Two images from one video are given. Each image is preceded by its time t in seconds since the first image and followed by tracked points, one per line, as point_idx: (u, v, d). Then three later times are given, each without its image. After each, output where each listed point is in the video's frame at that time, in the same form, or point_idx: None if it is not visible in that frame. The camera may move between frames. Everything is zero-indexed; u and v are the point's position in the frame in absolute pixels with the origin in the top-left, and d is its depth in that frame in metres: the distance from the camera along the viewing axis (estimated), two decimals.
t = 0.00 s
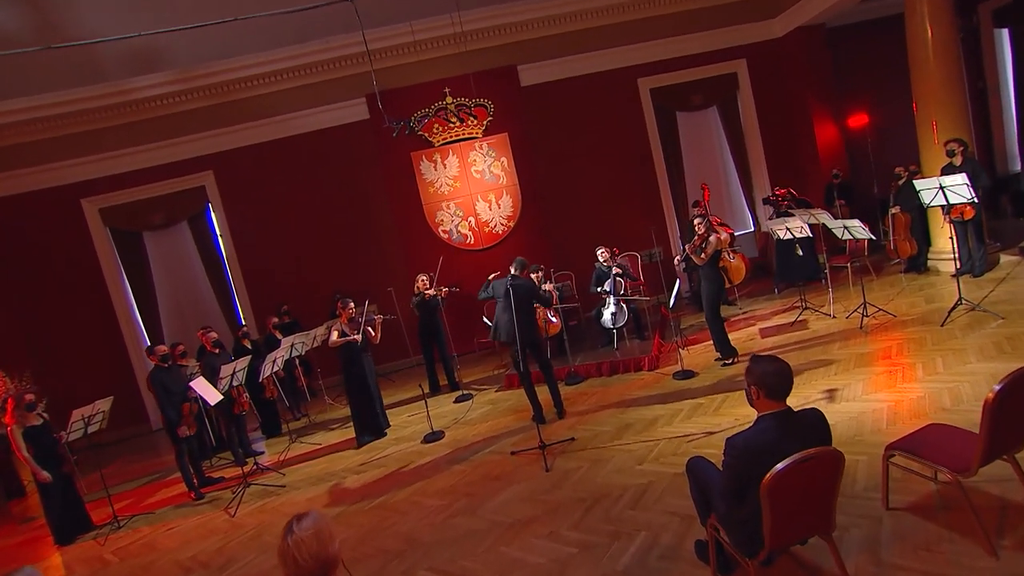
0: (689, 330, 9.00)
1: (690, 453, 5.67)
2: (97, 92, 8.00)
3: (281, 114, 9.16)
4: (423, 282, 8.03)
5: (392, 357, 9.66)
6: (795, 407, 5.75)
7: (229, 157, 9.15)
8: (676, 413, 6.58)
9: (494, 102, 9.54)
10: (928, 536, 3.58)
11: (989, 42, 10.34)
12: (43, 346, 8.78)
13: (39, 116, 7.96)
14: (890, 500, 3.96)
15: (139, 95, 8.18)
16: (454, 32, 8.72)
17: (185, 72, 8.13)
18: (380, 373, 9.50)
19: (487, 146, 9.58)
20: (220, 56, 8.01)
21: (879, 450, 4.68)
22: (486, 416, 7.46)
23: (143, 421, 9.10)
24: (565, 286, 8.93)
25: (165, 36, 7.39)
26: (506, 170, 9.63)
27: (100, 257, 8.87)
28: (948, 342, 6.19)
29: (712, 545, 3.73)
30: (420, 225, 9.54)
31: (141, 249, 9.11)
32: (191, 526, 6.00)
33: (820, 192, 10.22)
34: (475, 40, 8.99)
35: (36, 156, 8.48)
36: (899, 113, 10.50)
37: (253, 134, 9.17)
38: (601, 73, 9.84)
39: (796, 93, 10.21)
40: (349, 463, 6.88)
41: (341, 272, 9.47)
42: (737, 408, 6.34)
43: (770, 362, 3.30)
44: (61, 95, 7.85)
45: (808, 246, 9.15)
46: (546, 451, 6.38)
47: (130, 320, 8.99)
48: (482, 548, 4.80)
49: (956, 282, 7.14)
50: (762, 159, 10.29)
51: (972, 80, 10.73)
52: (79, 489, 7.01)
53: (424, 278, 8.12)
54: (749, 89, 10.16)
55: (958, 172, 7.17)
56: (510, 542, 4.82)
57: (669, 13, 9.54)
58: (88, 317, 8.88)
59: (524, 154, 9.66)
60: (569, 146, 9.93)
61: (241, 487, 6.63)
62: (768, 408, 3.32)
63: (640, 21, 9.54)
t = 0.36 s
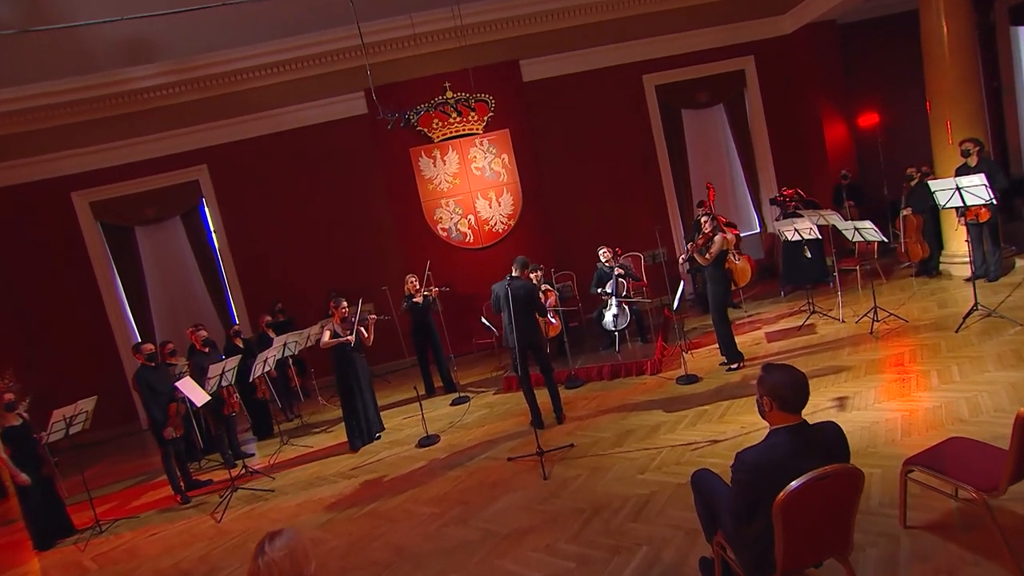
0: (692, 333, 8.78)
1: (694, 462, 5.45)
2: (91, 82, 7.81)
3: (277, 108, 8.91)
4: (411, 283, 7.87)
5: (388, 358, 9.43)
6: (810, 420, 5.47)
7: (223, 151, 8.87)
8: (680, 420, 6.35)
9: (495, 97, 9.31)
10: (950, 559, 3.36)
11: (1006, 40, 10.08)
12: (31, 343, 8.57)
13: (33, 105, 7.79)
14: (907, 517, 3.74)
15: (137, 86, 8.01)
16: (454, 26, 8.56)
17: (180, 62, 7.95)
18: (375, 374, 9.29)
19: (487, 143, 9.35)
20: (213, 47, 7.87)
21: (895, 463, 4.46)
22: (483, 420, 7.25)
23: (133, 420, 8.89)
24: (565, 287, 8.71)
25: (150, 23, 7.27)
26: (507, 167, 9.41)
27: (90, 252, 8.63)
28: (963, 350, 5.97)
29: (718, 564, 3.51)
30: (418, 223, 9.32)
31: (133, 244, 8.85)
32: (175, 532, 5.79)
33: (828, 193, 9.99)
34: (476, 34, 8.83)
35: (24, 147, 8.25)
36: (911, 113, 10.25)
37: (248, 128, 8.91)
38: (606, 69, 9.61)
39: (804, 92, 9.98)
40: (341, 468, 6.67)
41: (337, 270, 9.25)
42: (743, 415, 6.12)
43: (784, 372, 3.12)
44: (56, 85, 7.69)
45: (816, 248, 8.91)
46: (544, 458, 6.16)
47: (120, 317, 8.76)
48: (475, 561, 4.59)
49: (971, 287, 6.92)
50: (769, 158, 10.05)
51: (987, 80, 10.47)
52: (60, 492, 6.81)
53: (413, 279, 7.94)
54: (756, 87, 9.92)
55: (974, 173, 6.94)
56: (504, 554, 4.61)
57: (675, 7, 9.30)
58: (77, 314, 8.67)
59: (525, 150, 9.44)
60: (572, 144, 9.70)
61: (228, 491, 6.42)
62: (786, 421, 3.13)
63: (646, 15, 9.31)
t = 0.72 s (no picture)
0: (695, 336, 8.55)
1: (697, 472, 5.24)
2: (81, 71, 7.57)
3: (272, 100, 8.67)
4: (403, 282, 7.70)
5: (383, 358, 9.20)
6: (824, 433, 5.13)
7: (216, 143, 8.64)
8: (682, 427, 6.14)
9: (496, 91, 9.07)
10: None
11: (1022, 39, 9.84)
12: (16, 339, 8.35)
13: (20, 94, 7.53)
14: (925, 537, 3.52)
15: (119, 77, 7.71)
16: (455, 18, 8.34)
17: (168, 52, 7.68)
18: (369, 374, 9.07)
19: (487, 138, 9.13)
20: (206, 36, 7.81)
21: (910, 478, 4.24)
22: (478, 424, 7.04)
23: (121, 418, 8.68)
24: (565, 287, 8.45)
25: (146, 3, 7.59)
26: (507, 164, 9.19)
27: (78, 246, 8.40)
28: (978, 358, 5.75)
29: None
30: (415, 220, 9.09)
31: (123, 238, 8.60)
32: (156, 537, 5.59)
33: (836, 194, 9.75)
34: (478, 27, 8.61)
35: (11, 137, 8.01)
36: (923, 113, 10.02)
37: (242, 121, 8.67)
38: (610, 64, 9.39)
39: (813, 90, 9.75)
40: (331, 471, 6.49)
41: (331, 267, 9.02)
42: (748, 423, 5.90)
43: (799, 383, 2.93)
44: (36, 75, 7.44)
45: (824, 250, 8.68)
46: (540, 465, 5.95)
47: (110, 312, 8.55)
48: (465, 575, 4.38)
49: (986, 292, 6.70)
50: (776, 158, 9.83)
51: (1001, 80, 10.24)
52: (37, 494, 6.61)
53: (404, 279, 7.74)
54: (764, 84, 9.70)
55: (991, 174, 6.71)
56: (496, 568, 4.40)
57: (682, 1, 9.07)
58: (64, 309, 8.45)
59: (527, 147, 9.21)
60: (574, 141, 9.48)
61: (213, 495, 6.21)
62: (798, 436, 2.93)
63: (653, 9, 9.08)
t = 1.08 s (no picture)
0: (699, 340, 8.32)
1: (701, 483, 5.02)
2: (69, 59, 7.39)
3: (268, 92, 8.45)
4: (397, 281, 7.56)
5: (378, 357, 8.98)
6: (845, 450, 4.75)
7: (210, 135, 8.43)
8: (686, 434, 5.92)
9: (499, 85, 8.84)
10: None
11: None
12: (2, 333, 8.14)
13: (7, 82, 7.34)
14: (947, 560, 3.31)
15: (111, 65, 7.54)
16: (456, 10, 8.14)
17: (165, 40, 7.52)
18: (363, 374, 8.85)
19: (488, 134, 8.90)
20: (201, 27, 7.60)
21: (928, 495, 4.01)
22: (475, 428, 6.84)
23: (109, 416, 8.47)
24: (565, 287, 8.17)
25: None
26: (509, 160, 8.95)
27: (68, 239, 8.19)
28: (996, 368, 5.54)
29: None
30: (413, 217, 8.87)
31: (114, 231, 8.39)
32: (138, 541, 5.37)
33: (846, 196, 9.50)
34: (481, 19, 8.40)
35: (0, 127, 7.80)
36: (936, 113, 9.77)
37: (237, 113, 8.46)
38: (616, 59, 9.16)
39: (823, 89, 9.51)
40: (321, 475, 6.29)
41: (327, 263, 8.79)
42: (754, 432, 5.68)
43: (817, 397, 2.72)
44: (22, 60, 7.23)
45: (833, 253, 8.43)
46: (537, 472, 5.74)
47: (99, 307, 8.33)
48: None
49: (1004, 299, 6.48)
50: (785, 158, 9.59)
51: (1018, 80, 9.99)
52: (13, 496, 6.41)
53: (399, 278, 7.63)
54: (773, 82, 9.46)
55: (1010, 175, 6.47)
56: None
57: None
58: (52, 303, 8.24)
59: (529, 143, 8.98)
60: (577, 137, 9.24)
61: (197, 498, 5.99)
62: (814, 453, 2.71)
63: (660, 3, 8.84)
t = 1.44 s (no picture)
0: (703, 343, 8.08)
1: (704, 494, 4.80)
2: (61, 46, 7.30)
3: (263, 83, 8.22)
4: (392, 280, 7.44)
5: (373, 357, 8.76)
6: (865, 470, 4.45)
7: (204, 126, 8.19)
8: (689, 442, 5.70)
9: (500, 79, 8.62)
10: None
11: None
12: None
13: None
14: None
15: (104, 53, 7.42)
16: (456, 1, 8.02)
17: (159, 28, 7.43)
18: (357, 374, 8.64)
19: (489, 129, 8.67)
20: (195, 15, 7.53)
21: (946, 513, 3.79)
22: (470, 431, 6.63)
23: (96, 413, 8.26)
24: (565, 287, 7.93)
25: None
26: (510, 156, 8.73)
27: (56, 231, 7.98)
28: (1015, 378, 5.34)
29: None
30: (411, 213, 8.65)
31: (104, 224, 8.15)
32: (117, 546, 5.16)
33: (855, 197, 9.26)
34: (481, 12, 8.29)
35: None
36: (950, 114, 9.53)
37: (231, 103, 8.22)
38: (621, 53, 8.93)
39: (833, 87, 9.27)
40: (310, 478, 6.08)
41: (321, 260, 8.57)
42: (759, 441, 5.45)
43: (834, 411, 2.54)
44: (12, 47, 7.12)
45: (843, 256, 8.18)
46: (533, 479, 5.53)
47: (88, 302, 8.12)
48: None
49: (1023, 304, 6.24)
50: (793, 158, 9.34)
51: None
52: None
53: (395, 275, 7.50)
54: (783, 79, 9.22)
55: None
56: None
57: None
58: (39, 296, 8.04)
59: (531, 139, 8.75)
60: (581, 134, 9.01)
61: (180, 501, 5.78)
62: (832, 472, 2.49)
63: None
